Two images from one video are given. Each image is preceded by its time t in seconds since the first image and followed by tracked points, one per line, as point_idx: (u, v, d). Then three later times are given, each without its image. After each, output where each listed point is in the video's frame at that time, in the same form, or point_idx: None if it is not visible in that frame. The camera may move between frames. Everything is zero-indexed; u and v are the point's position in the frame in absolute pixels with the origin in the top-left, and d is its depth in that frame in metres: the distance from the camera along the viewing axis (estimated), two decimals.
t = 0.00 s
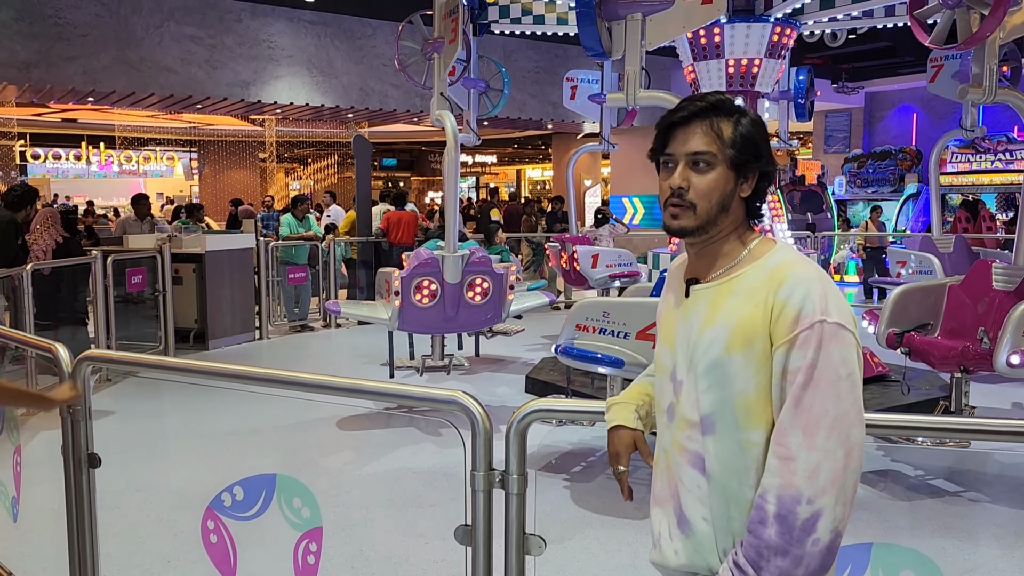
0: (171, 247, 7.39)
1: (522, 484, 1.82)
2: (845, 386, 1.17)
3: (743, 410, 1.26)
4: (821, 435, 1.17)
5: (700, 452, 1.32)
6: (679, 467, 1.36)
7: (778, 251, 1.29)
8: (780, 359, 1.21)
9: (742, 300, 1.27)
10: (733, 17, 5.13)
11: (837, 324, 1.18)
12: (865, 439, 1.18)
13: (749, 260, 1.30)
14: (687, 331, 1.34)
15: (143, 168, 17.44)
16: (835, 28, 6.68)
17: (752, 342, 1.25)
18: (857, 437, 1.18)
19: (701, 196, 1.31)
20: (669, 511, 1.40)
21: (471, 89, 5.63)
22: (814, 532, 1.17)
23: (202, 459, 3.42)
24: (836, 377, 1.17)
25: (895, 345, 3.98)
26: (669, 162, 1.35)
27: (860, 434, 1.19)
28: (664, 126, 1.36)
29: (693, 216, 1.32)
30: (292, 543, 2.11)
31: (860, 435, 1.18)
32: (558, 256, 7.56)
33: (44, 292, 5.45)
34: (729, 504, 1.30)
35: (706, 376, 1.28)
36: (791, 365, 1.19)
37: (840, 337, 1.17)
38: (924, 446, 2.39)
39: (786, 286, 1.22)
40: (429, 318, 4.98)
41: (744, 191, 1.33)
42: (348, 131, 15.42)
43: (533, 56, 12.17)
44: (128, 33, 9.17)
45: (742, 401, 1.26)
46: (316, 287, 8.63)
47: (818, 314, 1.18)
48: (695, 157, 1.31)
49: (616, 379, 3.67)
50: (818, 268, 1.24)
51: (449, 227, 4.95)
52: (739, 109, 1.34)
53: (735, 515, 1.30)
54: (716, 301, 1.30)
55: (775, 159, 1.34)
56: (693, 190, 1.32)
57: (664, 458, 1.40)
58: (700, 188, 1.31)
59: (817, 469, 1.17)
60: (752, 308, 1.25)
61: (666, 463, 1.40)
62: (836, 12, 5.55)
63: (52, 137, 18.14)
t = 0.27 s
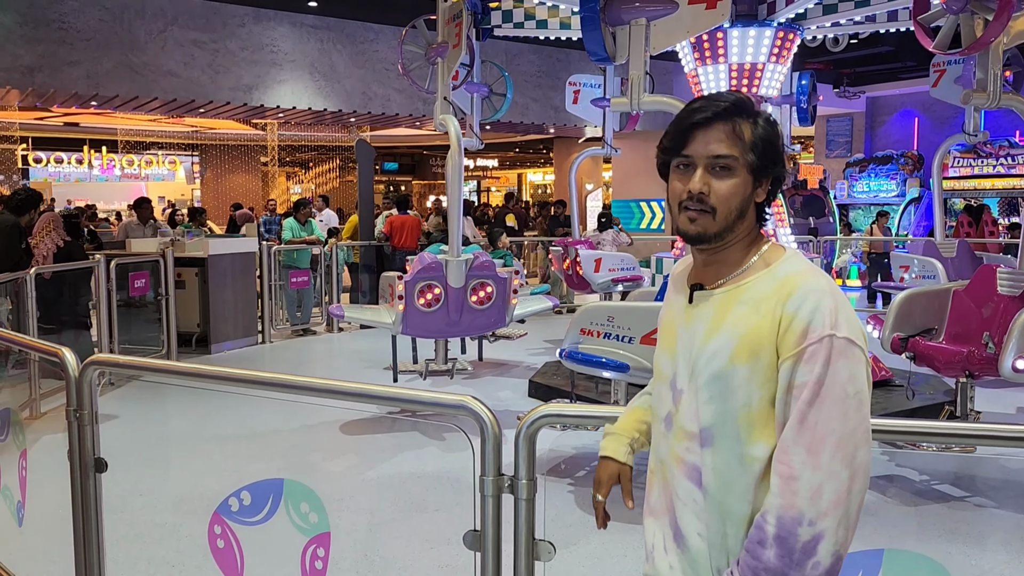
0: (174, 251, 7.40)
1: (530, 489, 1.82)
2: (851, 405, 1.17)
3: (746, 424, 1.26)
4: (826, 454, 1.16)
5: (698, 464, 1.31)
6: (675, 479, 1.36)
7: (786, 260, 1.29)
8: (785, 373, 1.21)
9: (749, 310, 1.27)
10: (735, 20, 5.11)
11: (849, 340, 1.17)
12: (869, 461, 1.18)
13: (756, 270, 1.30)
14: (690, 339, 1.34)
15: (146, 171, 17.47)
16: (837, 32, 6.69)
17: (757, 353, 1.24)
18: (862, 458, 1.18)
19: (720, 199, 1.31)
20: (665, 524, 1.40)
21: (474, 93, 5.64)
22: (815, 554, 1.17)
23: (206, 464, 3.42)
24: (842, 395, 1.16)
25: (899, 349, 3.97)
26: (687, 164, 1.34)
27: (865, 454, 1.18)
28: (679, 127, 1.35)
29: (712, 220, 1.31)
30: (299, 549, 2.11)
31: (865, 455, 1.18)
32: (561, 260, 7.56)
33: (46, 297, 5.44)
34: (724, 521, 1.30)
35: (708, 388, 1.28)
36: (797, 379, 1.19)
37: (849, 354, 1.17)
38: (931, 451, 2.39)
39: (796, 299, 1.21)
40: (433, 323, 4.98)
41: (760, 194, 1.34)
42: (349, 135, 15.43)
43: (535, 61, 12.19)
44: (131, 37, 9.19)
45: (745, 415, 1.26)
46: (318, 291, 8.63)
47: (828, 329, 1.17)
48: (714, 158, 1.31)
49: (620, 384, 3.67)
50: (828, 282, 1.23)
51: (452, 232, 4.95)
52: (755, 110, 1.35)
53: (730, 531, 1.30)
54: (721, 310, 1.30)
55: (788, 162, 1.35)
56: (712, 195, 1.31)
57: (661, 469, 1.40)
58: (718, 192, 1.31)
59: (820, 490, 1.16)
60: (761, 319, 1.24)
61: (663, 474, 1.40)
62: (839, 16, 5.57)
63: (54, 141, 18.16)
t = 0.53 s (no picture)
0: (178, 254, 7.42)
1: (541, 492, 1.82)
2: (882, 424, 1.17)
3: (767, 443, 1.24)
4: (858, 476, 1.16)
5: (713, 484, 1.29)
6: (685, 499, 1.34)
7: (805, 272, 1.28)
8: (813, 391, 1.20)
9: (771, 323, 1.26)
10: (740, 23, 5.11)
11: (880, 356, 1.18)
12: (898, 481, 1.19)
13: (773, 282, 1.29)
14: (705, 353, 1.32)
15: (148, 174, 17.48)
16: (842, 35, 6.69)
17: (783, 369, 1.22)
18: (890, 478, 1.19)
19: (748, 200, 1.31)
20: (671, 545, 1.37)
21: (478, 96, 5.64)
22: None
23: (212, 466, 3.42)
24: (874, 414, 1.16)
25: (906, 353, 3.94)
26: (712, 165, 1.34)
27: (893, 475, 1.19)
28: (703, 125, 1.34)
29: (739, 224, 1.32)
30: (308, 551, 2.11)
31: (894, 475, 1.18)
32: (565, 263, 7.56)
33: (50, 299, 5.45)
34: (740, 542, 1.28)
35: (727, 405, 1.26)
36: (827, 398, 1.18)
37: (880, 370, 1.17)
38: (938, 455, 2.39)
39: (824, 312, 1.21)
40: (438, 325, 4.98)
41: (784, 194, 1.35)
42: (352, 137, 15.44)
43: (538, 64, 12.20)
44: (136, 39, 9.21)
45: (767, 434, 1.24)
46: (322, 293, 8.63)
47: (860, 343, 1.17)
48: (743, 159, 1.31)
49: (625, 387, 3.66)
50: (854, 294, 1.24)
51: (457, 235, 4.96)
52: (778, 107, 1.35)
53: (746, 554, 1.28)
54: (739, 323, 1.29)
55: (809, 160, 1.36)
56: (740, 199, 1.31)
57: (668, 489, 1.38)
58: (746, 195, 1.31)
59: (851, 513, 1.16)
60: (786, 334, 1.23)
61: (671, 493, 1.37)
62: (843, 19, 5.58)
63: (57, 142, 18.19)
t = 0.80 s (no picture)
0: (185, 255, 7.44)
1: (554, 494, 1.81)
2: (905, 426, 1.17)
3: (790, 456, 1.23)
4: (889, 483, 1.16)
5: (737, 503, 1.27)
6: (704, 520, 1.31)
7: (808, 271, 1.28)
8: (833, 398, 1.19)
9: (783, 331, 1.24)
10: (747, 24, 5.10)
11: (896, 356, 1.18)
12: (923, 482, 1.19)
13: (779, 284, 1.28)
14: (713, 368, 1.29)
15: (154, 176, 17.52)
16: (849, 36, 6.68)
17: (799, 377, 1.21)
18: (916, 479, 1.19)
19: (756, 198, 1.30)
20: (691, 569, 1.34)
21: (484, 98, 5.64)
22: None
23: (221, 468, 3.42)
24: (897, 417, 1.17)
25: (915, 356, 3.94)
26: (718, 163, 1.32)
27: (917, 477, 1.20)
28: (708, 121, 1.32)
29: (748, 223, 1.30)
30: (319, 553, 2.11)
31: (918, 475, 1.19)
32: (571, 265, 7.55)
33: (57, 300, 5.45)
34: (770, 560, 1.26)
35: (745, 420, 1.24)
36: (850, 404, 1.18)
37: (898, 370, 1.18)
38: (949, 457, 2.38)
39: (838, 315, 1.20)
40: (445, 327, 4.97)
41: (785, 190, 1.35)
42: (357, 139, 15.46)
43: (544, 65, 12.21)
44: (143, 42, 9.24)
45: (789, 446, 1.23)
46: (327, 294, 8.63)
47: (879, 345, 1.17)
48: (752, 156, 1.30)
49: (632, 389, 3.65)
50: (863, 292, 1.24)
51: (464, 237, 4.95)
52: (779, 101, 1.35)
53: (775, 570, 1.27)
54: (748, 331, 1.27)
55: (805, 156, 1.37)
56: (750, 197, 1.30)
57: (682, 510, 1.35)
58: (755, 194, 1.31)
59: (886, 521, 1.16)
60: (800, 341, 1.22)
61: (685, 514, 1.34)
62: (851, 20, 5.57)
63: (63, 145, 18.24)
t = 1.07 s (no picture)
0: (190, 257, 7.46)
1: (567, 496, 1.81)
2: (889, 419, 1.21)
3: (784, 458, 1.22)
4: (881, 476, 1.19)
5: (733, 511, 1.23)
6: (697, 534, 1.26)
7: (780, 273, 1.29)
8: (825, 397, 1.21)
9: (769, 334, 1.23)
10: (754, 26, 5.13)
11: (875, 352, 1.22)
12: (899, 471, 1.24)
13: (756, 288, 1.28)
14: (700, 375, 1.26)
15: (159, 177, 17.56)
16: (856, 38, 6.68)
17: (791, 379, 1.21)
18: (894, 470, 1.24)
19: (734, 199, 1.29)
20: None
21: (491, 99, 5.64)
22: None
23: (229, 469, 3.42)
24: (884, 411, 1.20)
25: (922, 357, 3.95)
26: (696, 165, 1.29)
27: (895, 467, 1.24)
28: (686, 120, 1.29)
29: (725, 226, 1.28)
30: (331, 553, 2.12)
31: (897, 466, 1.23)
32: (576, 266, 7.55)
33: (64, 301, 5.47)
34: (765, 566, 1.24)
35: (742, 425, 1.22)
36: (840, 401, 1.20)
37: (878, 365, 1.22)
38: (959, 460, 2.37)
39: (823, 315, 1.22)
40: (451, 329, 4.97)
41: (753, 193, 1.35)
42: (362, 140, 15.47)
43: (549, 67, 12.22)
44: (149, 43, 9.26)
45: (784, 450, 1.22)
46: (333, 296, 8.64)
47: (862, 341, 1.21)
48: (730, 157, 1.29)
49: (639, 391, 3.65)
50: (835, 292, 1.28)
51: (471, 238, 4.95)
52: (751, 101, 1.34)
53: None
54: (734, 335, 1.25)
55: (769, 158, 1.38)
56: (729, 199, 1.28)
57: (670, 525, 1.28)
58: (734, 195, 1.29)
59: (880, 513, 1.19)
60: (790, 343, 1.22)
61: (673, 529, 1.28)
62: (858, 22, 5.56)
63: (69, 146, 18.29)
